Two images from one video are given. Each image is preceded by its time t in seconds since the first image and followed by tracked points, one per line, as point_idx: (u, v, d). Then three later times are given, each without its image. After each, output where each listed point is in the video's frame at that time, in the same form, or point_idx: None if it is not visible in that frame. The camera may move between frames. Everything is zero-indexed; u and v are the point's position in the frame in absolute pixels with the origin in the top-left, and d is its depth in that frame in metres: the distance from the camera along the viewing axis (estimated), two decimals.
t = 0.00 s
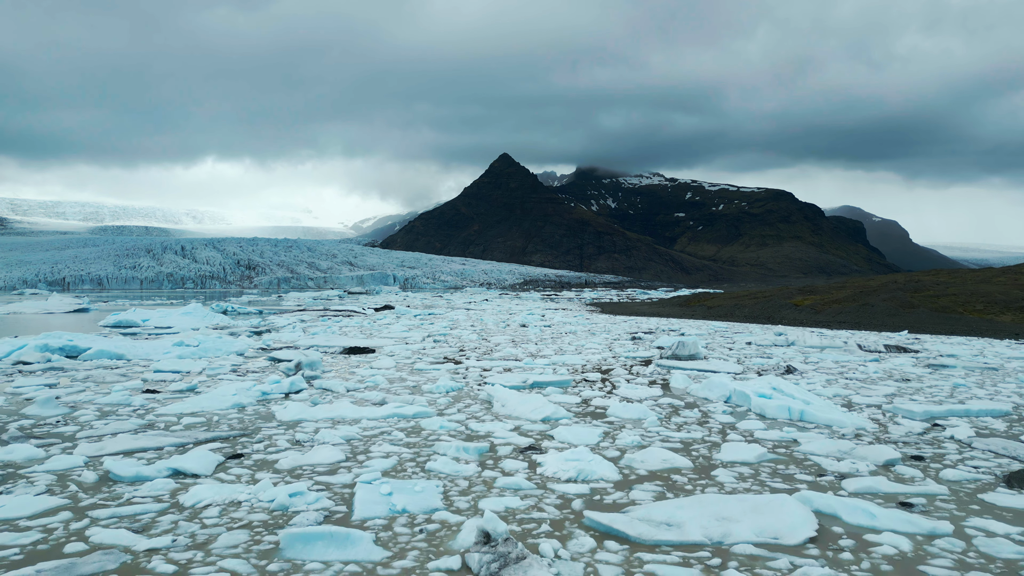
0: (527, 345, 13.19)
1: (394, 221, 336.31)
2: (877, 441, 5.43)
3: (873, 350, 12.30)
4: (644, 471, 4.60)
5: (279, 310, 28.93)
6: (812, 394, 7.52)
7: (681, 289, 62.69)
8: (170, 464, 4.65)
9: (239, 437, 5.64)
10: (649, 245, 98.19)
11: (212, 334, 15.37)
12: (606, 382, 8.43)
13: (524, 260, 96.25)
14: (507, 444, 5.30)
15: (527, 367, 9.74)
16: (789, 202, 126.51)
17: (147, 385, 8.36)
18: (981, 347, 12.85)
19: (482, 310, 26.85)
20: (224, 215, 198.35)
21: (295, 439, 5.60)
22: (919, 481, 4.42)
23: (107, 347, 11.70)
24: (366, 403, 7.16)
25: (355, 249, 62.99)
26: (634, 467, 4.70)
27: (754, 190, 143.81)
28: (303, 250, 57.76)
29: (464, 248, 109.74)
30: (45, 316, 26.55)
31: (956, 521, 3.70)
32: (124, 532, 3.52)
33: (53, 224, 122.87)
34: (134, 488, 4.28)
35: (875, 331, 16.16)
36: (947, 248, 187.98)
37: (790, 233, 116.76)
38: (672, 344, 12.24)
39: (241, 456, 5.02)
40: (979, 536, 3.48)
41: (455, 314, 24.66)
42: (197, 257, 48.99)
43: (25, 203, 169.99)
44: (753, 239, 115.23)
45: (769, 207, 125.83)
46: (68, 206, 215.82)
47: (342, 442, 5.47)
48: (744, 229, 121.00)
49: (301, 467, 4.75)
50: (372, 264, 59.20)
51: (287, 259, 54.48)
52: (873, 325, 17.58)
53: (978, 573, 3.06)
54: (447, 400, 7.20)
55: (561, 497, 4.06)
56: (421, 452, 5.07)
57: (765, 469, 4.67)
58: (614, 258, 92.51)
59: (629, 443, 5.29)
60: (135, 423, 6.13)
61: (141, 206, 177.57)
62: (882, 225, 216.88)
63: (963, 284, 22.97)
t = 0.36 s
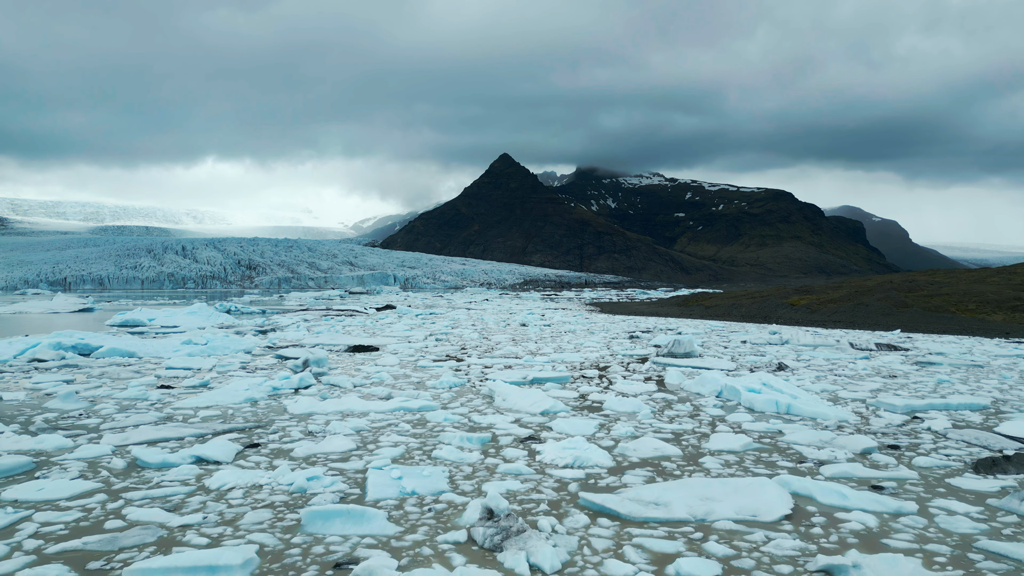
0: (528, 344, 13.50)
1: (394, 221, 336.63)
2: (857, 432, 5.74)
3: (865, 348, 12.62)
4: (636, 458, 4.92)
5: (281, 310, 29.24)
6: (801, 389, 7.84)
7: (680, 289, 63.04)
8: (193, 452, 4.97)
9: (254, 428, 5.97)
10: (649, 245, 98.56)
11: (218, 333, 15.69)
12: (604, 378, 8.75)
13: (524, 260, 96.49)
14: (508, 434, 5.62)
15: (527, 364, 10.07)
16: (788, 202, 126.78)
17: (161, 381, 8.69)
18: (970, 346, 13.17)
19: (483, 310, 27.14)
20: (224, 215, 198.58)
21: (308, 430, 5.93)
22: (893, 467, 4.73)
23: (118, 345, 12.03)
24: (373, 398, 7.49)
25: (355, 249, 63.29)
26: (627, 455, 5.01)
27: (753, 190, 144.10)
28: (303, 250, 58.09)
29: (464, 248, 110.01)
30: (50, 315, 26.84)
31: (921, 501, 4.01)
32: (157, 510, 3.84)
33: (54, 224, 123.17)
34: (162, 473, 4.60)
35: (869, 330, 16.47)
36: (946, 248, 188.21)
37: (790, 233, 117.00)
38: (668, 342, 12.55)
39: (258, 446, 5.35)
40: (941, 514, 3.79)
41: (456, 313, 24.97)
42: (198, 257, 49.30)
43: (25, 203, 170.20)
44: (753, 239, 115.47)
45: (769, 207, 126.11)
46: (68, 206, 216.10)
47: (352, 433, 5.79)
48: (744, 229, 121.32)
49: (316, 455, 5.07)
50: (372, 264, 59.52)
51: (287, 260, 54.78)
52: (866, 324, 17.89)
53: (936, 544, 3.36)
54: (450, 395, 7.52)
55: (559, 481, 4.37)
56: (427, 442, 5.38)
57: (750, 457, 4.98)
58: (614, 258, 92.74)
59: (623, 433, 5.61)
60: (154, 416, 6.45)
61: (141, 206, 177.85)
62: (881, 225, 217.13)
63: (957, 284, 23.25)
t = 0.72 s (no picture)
0: (528, 342, 13.83)
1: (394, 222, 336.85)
2: (840, 424, 6.06)
3: (857, 346, 12.94)
4: (629, 447, 5.24)
5: (283, 309, 29.57)
6: (789, 385, 8.17)
7: (679, 288, 63.38)
8: (214, 441, 5.29)
9: (268, 420, 6.29)
10: (649, 245, 98.88)
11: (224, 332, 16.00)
12: (601, 375, 9.08)
13: (524, 260, 96.76)
14: (509, 426, 5.94)
15: (527, 361, 10.39)
16: (788, 202, 127.12)
17: (174, 378, 9.01)
18: (959, 344, 13.50)
19: (483, 309, 27.47)
20: (224, 215, 198.91)
21: (319, 423, 6.24)
22: (869, 455, 5.05)
23: (129, 343, 12.35)
24: (379, 393, 7.81)
25: (355, 249, 63.60)
26: (620, 444, 5.33)
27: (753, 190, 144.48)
28: (303, 250, 58.43)
29: (464, 248, 110.30)
30: (55, 315, 27.17)
31: (892, 485, 4.32)
32: (186, 493, 4.16)
33: (54, 224, 123.47)
34: (186, 461, 4.92)
35: (862, 329, 16.79)
36: (946, 248, 188.59)
37: (790, 233, 117.32)
38: (664, 341, 12.88)
39: (273, 436, 5.67)
40: (908, 496, 4.10)
41: (457, 313, 25.31)
42: (199, 257, 49.63)
43: (25, 203, 170.47)
44: (753, 239, 115.78)
45: (769, 207, 126.43)
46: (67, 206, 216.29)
47: (361, 425, 6.11)
48: (744, 229, 121.64)
49: (328, 444, 5.39)
50: (373, 264, 59.87)
51: (288, 260, 55.10)
52: (861, 323, 18.20)
53: (900, 521, 3.66)
54: (454, 390, 7.85)
55: (556, 467, 4.69)
56: (432, 433, 5.70)
57: (736, 446, 5.29)
58: (614, 258, 93.00)
59: (618, 425, 5.93)
60: (172, 409, 6.78)
61: (141, 205, 178.06)
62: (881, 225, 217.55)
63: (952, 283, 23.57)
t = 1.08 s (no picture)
0: (528, 341, 14.16)
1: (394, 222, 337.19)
2: (824, 418, 6.38)
3: (849, 345, 13.27)
4: (623, 438, 5.56)
5: (286, 309, 29.89)
6: (779, 381, 8.49)
7: (679, 288, 63.72)
8: (232, 433, 5.62)
9: (281, 414, 6.61)
10: (649, 245, 99.24)
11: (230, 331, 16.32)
12: (598, 372, 9.40)
13: (524, 260, 97.06)
14: (510, 419, 6.26)
15: (527, 359, 10.73)
16: (787, 202, 127.43)
17: (187, 375, 9.33)
18: (948, 342, 13.83)
19: (484, 309, 27.80)
20: (223, 215, 199.18)
21: (329, 416, 6.58)
22: (848, 445, 5.37)
23: (139, 342, 12.68)
24: (385, 389, 8.15)
25: (356, 249, 63.91)
26: (615, 435, 5.65)
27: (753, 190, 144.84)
28: (304, 250, 58.77)
29: (464, 249, 110.58)
30: (60, 315, 27.48)
31: (866, 471, 4.64)
32: (211, 478, 4.48)
33: (55, 224, 123.78)
34: (206, 450, 5.23)
35: (857, 328, 17.14)
36: (945, 247, 188.94)
37: (789, 233, 117.64)
38: (661, 339, 13.22)
39: (286, 429, 5.99)
40: (880, 481, 4.41)
41: (458, 313, 25.62)
42: (200, 257, 49.97)
43: (25, 203, 170.72)
44: (753, 239, 116.10)
45: (769, 207, 126.78)
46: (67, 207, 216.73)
47: (368, 418, 6.44)
48: (743, 229, 121.97)
49: (339, 436, 5.71)
50: (374, 264, 60.22)
51: (288, 260, 55.40)
52: (855, 322, 18.54)
53: (870, 502, 3.98)
54: (457, 386, 8.18)
55: (554, 456, 5.01)
56: (437, 425, 6.03)
57: (723, 437, 5.61)
58: (614, 258, 93.22)
59: (613, 418, 6.25)
60: (188, 404, 7.10)
61: (141, 206, 178.28)
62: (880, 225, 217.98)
63: (946, 284, 23.92)
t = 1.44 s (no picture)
0: (528, 340, 14.48)
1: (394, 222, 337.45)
2: (809, 411, 6.70)
3: (841, 343, 13.59)
4: (617, 430, 5.88)
5: (288, 309, 30.21)
6: (770, 377, 8.82)
7: (678, 288, 64.16)
8: (247, 426, 5.93)
9: (292, 408, 6.94)
10: (648, 245, 99.54)
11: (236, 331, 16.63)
12: (596, 370, 9.72)
13: (524, 260, 97.36)
14: (511, 413, 6.59)
15: (527, 357, 11.05)
16: (787, 202, 127.70)
17: (198, 372, 9.65)
18: (938, 341, 14.15)
19: (484, 309, 28.11)
20: (223, 215, 199.55)
21: (338, 410, 6.90)
22: (829, 436, 5.69)
23: (149, 341, 12.99)
24: (390, 385, 8.48)
25: (356, 250, 64.23)
26: (610, 427, 5.98)
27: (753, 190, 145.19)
28: (304, 250, 59.10)
29: (464, 249, 110.85)
30: (65, 315, 27.79)
31: (844, 460, 4.95)
32: (232, 465, 4.81)
33: (56, 224, 124.25)
34: (224, 442, 5.55)
35: (851, 327, 17.45)
36: (945, 247, 189.19)
37: (789, 233, 117.92)
38: (658, 338, 13.53)
39: (298, 422, 6.31)
40: (856, 468, 4.72)
41: (458, 313, 25.93)
42: (200, 257, 50.28)
43: (25, 203, 171.07)
44: (753, 239, 116.40)
45: (768, 207, 127.09)
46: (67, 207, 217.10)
47: (375, 412, 6.76)
48: (743, 229, 122.24)
49: (349, 428, 6.04)
50: (374, 264, 60.57)
51: (289, 260, 55.73)
52: (850, 321, 18.86)
53: (843, 487, 4.30)
54: (459, 383, 8.51)
55: (552, 446, 5.33)
56: (441, 419, 6.35)
57: (712, 429, 5.93)
58: (614, 258, 93.47)
59: (608, 412, 6.57)
60: (202, 399, 7.44)
61: (140, 207, 178.60)
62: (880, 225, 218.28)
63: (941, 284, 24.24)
